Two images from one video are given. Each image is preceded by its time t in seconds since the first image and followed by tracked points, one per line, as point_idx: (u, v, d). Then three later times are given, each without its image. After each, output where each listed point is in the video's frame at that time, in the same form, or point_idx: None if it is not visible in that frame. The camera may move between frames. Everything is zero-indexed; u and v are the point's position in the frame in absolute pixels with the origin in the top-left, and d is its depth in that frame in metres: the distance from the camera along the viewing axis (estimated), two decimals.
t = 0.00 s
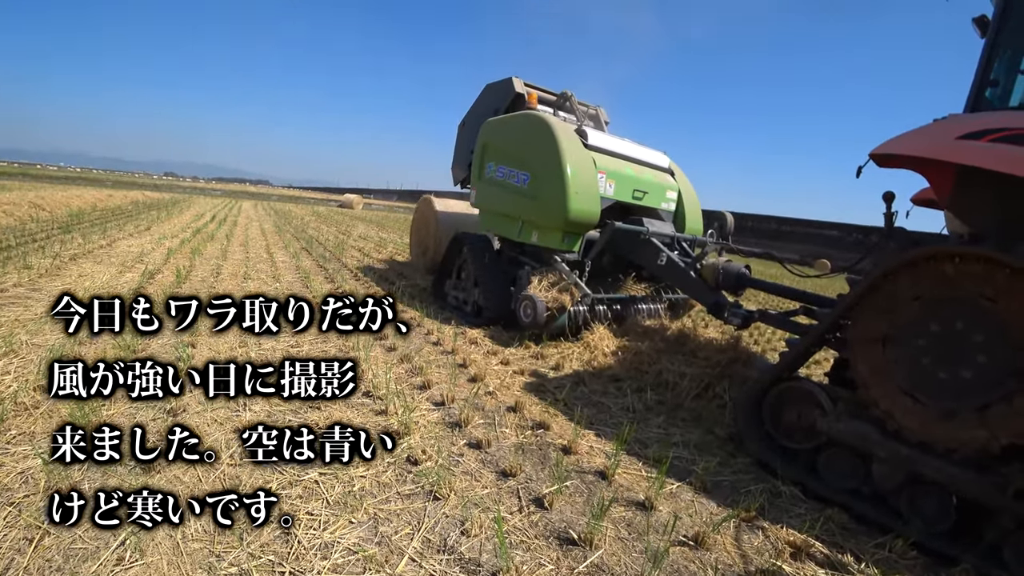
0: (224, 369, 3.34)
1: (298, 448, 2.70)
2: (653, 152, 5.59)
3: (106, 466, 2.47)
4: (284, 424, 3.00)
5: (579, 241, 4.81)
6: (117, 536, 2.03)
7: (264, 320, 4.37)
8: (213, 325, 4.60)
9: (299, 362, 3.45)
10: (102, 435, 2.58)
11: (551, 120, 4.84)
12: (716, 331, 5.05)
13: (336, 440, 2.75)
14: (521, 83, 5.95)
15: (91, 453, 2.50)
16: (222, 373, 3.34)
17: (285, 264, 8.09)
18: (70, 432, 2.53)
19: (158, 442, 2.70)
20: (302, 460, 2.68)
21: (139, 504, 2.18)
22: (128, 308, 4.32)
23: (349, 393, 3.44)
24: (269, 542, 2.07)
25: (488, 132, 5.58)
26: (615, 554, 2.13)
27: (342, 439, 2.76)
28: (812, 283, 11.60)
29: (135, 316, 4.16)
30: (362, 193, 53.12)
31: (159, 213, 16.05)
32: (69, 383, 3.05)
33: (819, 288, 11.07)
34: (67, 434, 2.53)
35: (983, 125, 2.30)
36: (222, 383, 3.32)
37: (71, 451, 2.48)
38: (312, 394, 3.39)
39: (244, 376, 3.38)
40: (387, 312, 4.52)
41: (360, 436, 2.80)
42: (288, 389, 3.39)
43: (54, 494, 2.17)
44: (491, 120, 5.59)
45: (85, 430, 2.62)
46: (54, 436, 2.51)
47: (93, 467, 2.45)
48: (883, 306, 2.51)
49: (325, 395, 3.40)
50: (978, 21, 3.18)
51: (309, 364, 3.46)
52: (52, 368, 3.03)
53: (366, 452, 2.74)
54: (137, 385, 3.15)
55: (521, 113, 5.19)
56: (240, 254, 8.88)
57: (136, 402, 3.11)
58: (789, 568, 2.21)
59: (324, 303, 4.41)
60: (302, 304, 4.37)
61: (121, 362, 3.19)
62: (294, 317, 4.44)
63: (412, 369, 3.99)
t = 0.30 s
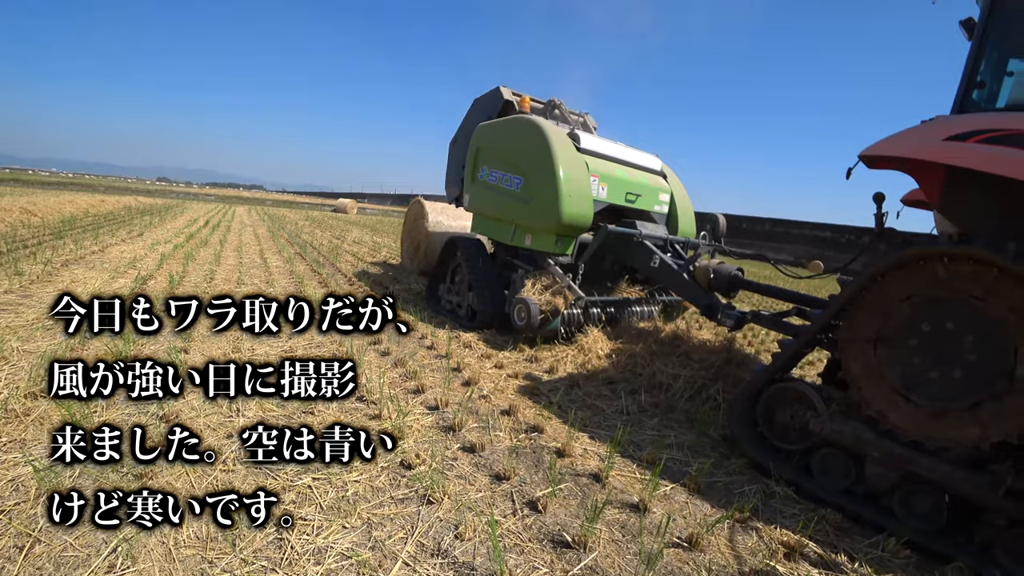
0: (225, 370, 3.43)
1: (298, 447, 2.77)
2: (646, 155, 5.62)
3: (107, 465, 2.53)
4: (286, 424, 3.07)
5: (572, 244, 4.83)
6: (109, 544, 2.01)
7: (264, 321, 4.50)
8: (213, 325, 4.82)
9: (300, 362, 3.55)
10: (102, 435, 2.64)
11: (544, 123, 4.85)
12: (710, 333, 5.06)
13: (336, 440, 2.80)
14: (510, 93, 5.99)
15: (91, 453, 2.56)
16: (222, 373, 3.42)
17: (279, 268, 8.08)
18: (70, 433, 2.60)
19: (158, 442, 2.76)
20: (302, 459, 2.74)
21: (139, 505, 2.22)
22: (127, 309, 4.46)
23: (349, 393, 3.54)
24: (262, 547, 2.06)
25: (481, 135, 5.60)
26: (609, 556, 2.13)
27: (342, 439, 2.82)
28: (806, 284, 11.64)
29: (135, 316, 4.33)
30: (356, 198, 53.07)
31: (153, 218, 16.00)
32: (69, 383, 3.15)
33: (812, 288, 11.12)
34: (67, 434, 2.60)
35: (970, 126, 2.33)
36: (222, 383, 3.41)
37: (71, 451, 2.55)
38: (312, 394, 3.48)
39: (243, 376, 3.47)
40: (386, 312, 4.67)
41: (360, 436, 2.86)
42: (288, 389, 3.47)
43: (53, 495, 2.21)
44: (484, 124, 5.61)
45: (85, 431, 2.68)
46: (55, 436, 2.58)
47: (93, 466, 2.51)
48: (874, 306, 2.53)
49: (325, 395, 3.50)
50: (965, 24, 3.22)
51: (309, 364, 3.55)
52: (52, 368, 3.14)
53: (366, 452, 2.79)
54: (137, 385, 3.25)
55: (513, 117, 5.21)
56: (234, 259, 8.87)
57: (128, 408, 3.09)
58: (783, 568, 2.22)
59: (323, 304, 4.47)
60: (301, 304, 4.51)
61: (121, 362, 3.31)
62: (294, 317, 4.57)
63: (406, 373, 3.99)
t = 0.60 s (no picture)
0: (225, 370, 3.46)
1: (298, 447, 2.78)
2: (639, 155, 5.63)
3: (107, 465, 2.56)
4: (286, 425, 3.09)
5: (567, 245, 4.83)
6: (103, 551, 2.00)
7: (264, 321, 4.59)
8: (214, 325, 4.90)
9: (300, 362, 3.56)
10: (102, 435, 2.67)
11: (537, 124, 4.86)
12: (705, 332, 5.07)
13: (336, 440, 2.82)
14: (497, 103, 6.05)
15: (91, 453, 2.60)
16: (222, 373, 3.45)
17: (273, 272, 8.06)
18: (70, 433, 2.63)
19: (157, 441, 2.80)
20: (302, 459, 2.75)
21: (139, 505, 2.24)
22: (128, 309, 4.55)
23: (349, 393, 3.56)
24: (258, 551, 2.05)
25: (475, 137, 5.61)
26: (607, 555, 2.14)
27: (342, 438, 2.83)
28: (801, 283, 11.68)
29: (135, 316, 4.42)
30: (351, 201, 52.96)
31: (146, 223, 15.94)
32: (69, 383, 3.21)
33: (807, 287, 11.16)
34: (67, 434, 2.62)
35: (959, 123, 2.35)
36: (222, 382, 3.44)
37: (71, 451, 2.58)
38: (313, 394, 3.51)
39: (244, 376, 3.51)
40: (386, 311, 4.68)
41: (360, 436, 2.87)
42: (288, 389, 3.50)
43: (54, 495, 2.24)
44: (478, 126, 5.62)
45: (85, 431, 2.71)
46: (55, 435, 2.60)
47: (93, 466, 2.55)
48: (868, 303, 2.54)
49: (325, 395, 3.53)
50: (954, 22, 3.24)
51: (309, 364, 3.57)
52: (52, 368, 3.20)
53: (366, 452, 2.80)
54: (137, 385, 3.29)
55: (507, 118, 5.22)
56: (229, 263, 8.85)
57: (122, 413, 3.08)
58: (781, 564, 2.22)
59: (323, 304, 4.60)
60: (301, 304, 4.54)
61: (121, 362, 3.36)
62: (293, 317, 4.61)
63: (402, 375, 3.98)
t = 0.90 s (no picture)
0: (225, 370, 3.46)
1: (299, 448, 2.78)
2: (633, 154, 5.64)
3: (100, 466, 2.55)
4: (286, 424, 3.09)
5: (561, 244, 4.83)
6: (93, 555, 1.97)
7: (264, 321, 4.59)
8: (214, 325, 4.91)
9: (300, 362, 3.55)
10: (102, 435, 2.68)
11: (530, 123, 4.86)
12: (699, 331, 5.07)
13: (336, 440, 2.81)
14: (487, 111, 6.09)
15: (91, 453, 2.61)
16: (222, 373, 3.45)
17: (267, 274, 8.03)
18: (70, 433, 2.64)
19: (154, 442, 2.79)
20: (302, 459, 2.74)
21: (139, 504, 2.24)
22: (128, 310, 4.60)
23: (349, 393, 3.54)
24: (251, 552, 2.04)
25: (469, 137, 5.60)
26: (602, 554, 2.13)
27: (342, 439, 2.82)
28: (795, 282, 11.72)
29: (136, 316, 4.46)
30: (345, 202, 52.86)
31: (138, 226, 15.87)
32: (69, 383, 3.21)
33: (800, 285, 11.21)
34: (67, 434, 2.63)
35: (950, 120, 2.36)
36: (222, 383, 3.44)
37: (71, 451, 2.58)
38: (313, 394, 3.49)
39: (244, 376, 3.51)
40: (386, 311, 4.68)
41: (360, 436, 2.86)
42: (288, 389, 3.48)
43: (53, 495, 2.23)
44: (471, 125, 5.61)
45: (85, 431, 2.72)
46: (55, 436, 2.61)
47: (86, 468, 2.53)
48: (861, 300, 2.55)
49: (325, 395, 3.51)
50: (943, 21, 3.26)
51: (309, 364, 3.55)
52: (52, 368, 3.20)
53: (366, 453, 2.79)
54: (137, 385, 3.29)
55: (500, 117, 5.21)
56: (222, 265, 8.81)
57: (115, 415, 3.05)
58: (775, 560, 2.23)
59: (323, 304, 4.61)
60: (300, 305, 4.52)
61: (121, 362, 3.34)
62: (293, 317, 4.58)
63: (395, 375, 3.97)
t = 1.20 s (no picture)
0: (225, 370, 3.43)
1: (299, 448, 2.75)
2: (626, 151, 5.64)
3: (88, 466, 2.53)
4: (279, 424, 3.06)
5: (554, 241, 4.82)
6: (82, 556, 1.95)
7: (264, 320, 4.49)
8: (207, 324, 4.87)
9: (300, 362, 3.50)
10: (101, 435, 2.65)
11: (523, 121, 4.85)
12: (692, 328, 5.09)
13: (336, 440, 2.79)
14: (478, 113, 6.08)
15: (91, 453, 2.58)
16: (222, 373, 3.42)
17: (259, 272, 7.98)
18: (70, 433, 2.61)
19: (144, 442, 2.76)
20: (294, 458, 2.72)
21: (139, 504, 2.22)
22: (128, 309, 4.53)
23: (350, 394, 3.49)
24: (242, 552, 2.03)
25: (462, 134, 5.59)
26: (595, 550, 2.13)
27: (342, 439, 2.79)
28: (787, 279, 11.78)
29: (135, 316, 4.37)
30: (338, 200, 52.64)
31: (128, 224, 15.74)
32: (69, 383, 3.18)
33: (793, 283, 11.29)
34: (67, 434, 2.60)
35: (941, 118, 2.37)
36: (222, 383, 3.41)
37: (71, 451, 2.56)
38: (313, 394, 3.45)
39: (244, 376, 3.46)
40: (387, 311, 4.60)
41: (360, 436, 2.83)
42: (288, 389, 3.44)
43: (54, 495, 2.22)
44: (464, 122, 5.60)
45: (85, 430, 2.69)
46: (55, 435, 2.58)
47: (74, 468, 2.50)
48: (852, 297, 2.56)
49: (325, 395, 3.47)
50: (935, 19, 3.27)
51: (309, 364, 3.51)
52: (52, 368, 3.18)
53: (366, 453, 2.76)
54: (137, 385, 3.25)
55: (493, 115, 5.20)
56: (213, 263, 8.75)
57: (105, 415, 3.02)
58: (767, 556, 2.23)
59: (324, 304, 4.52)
60: (300, 304, 4.42)
61: (121, 362, 3.31)
62: (294, 317, 4.49)
63: (388, 373, 3.95)
